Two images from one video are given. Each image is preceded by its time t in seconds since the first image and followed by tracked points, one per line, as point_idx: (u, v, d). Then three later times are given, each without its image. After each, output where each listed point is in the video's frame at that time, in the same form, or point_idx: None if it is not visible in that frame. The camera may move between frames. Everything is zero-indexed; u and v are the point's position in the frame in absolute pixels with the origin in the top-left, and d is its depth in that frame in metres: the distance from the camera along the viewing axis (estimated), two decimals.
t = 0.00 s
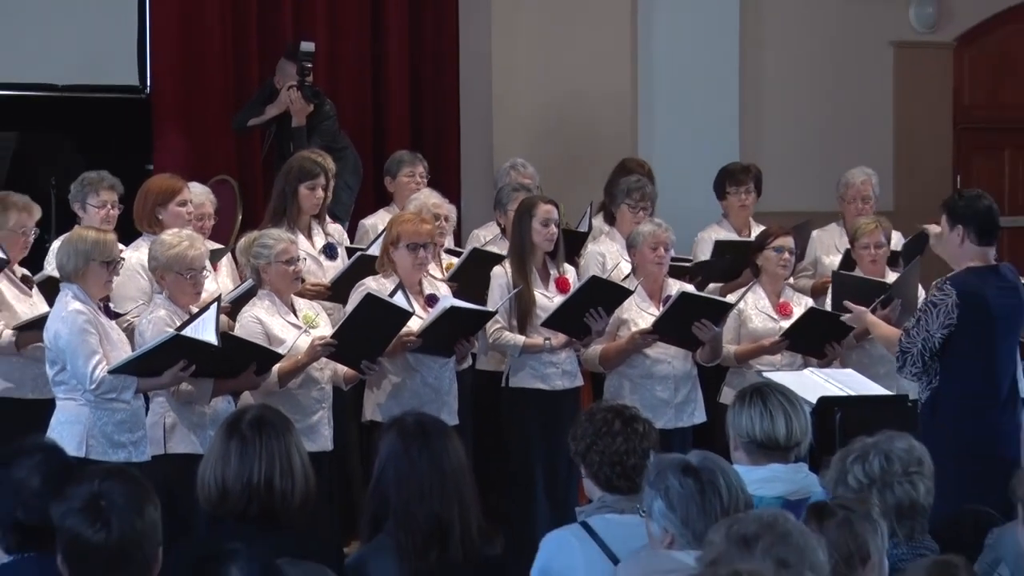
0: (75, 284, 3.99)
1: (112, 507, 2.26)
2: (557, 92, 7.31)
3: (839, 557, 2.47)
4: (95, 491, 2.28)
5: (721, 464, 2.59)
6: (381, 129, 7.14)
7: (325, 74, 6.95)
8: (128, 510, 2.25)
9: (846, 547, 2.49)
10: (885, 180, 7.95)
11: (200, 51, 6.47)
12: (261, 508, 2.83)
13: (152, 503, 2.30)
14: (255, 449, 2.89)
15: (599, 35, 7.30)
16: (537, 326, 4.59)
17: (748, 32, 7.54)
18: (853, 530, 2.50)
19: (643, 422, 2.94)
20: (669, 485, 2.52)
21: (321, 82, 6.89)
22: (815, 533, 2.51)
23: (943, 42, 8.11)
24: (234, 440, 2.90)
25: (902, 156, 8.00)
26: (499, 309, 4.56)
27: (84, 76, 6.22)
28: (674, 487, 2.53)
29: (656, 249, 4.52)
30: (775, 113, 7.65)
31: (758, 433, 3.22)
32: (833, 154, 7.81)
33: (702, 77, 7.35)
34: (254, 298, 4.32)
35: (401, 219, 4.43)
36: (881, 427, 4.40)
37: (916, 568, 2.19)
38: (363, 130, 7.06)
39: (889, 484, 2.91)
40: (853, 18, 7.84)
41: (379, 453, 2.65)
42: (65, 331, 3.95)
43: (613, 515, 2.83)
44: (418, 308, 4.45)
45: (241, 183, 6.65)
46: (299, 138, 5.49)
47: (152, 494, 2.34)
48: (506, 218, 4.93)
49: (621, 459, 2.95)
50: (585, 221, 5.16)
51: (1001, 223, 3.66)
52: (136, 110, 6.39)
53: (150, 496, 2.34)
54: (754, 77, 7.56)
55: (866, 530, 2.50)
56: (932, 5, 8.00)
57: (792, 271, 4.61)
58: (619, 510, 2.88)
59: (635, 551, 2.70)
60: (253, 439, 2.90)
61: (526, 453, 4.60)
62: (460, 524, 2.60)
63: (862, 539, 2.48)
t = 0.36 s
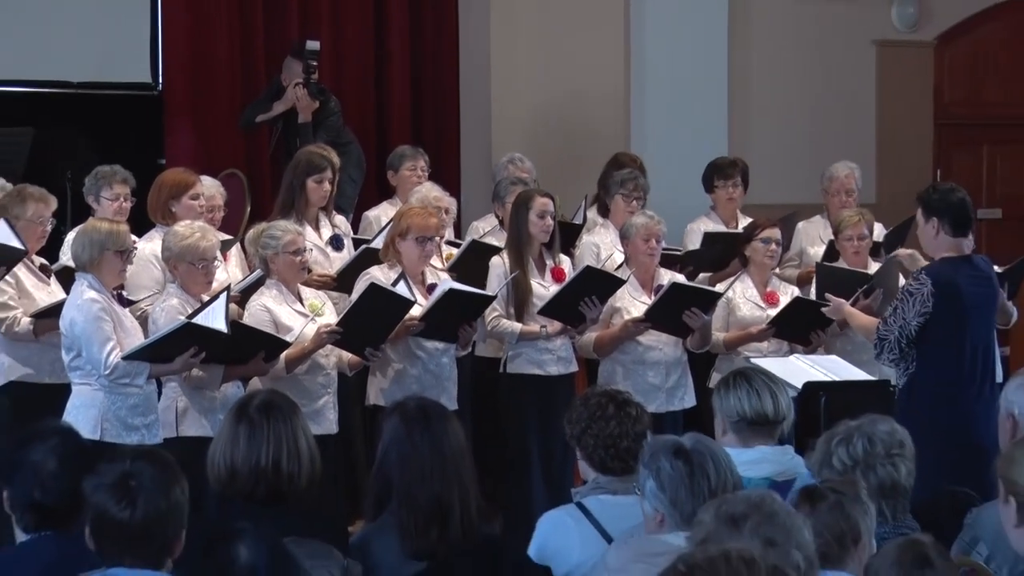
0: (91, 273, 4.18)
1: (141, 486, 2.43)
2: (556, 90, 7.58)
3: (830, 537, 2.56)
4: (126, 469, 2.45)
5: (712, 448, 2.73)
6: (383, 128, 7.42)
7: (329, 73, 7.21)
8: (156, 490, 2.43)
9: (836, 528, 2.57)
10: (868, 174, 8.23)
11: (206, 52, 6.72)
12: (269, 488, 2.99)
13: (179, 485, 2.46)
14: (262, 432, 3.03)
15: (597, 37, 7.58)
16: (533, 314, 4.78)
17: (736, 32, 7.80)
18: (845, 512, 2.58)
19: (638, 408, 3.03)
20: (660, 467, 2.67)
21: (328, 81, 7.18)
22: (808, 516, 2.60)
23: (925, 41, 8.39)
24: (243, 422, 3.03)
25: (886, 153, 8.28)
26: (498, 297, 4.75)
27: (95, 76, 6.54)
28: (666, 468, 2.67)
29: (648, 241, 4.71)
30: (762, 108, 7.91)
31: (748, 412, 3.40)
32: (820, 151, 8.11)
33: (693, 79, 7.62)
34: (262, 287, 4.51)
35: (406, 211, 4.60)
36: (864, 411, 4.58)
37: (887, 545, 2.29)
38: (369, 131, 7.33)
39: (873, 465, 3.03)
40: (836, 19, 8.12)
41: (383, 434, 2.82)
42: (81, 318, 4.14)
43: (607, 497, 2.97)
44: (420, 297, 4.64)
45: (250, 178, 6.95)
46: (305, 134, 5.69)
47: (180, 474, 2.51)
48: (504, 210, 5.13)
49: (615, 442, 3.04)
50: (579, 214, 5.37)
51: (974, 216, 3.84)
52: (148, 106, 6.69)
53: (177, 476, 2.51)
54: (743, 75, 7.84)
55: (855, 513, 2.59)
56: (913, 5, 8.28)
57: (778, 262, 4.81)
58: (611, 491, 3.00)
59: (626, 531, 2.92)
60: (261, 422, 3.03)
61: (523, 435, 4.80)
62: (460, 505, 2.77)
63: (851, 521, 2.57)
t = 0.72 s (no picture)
0: (109, 269, 4.38)
1: (161, 474, 2.53)
2: (552, 91, 7.96)
3: (823, 523, 2.66)
4: (147, 457, 2.56)
5: (708, 436, 2.84)
6: (387, 126, 7.78)
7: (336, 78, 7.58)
8: (175, 478, 2.54)
9: (829, 514, 2.68)
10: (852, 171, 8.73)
11: (219, 51, 7.11)
12: (277, 475, 3.05)
13: (198, 473, 2.57)
14: (272, 422, 3.09)
15: (592, 39, 7.85)
16: (532, 308, 4.98)
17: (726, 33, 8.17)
18: (835, 499, 2.69)
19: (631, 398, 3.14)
20: (658, 452, 2.78)
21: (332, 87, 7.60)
22: (801, 502, 2.70)
23: (907, 45, 8.93)
24: (253, 413, 3.10)
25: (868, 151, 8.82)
26: (498, 292, 4.94)
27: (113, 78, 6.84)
28: (663, 453, 2.78)
29: (643, 238, 4.90)
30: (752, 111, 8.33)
31: (738, 397, 3.52)
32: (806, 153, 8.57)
33: (682, 80, 7.87)
34: (272, 282, 4.70)
35: (409, 209, 4.80)
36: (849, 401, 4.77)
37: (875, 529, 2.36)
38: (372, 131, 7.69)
39: (858, 453, 3.16)
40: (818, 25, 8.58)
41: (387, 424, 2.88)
42: (98, 312, 4.33)
43: (603, 483, 3.12)
44: (423, 291, 4.83)
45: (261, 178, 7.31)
46: (312, 134, 5.88)
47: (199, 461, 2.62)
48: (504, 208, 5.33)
49: (610, 431, 3.17)
50: (576, 211, 5.58)
51: (950, 214, 4.02)
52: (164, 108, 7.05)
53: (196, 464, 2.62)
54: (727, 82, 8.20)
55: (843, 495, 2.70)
56: (897, 11, 8.82)
57: (767, 258, 5.00)
58: (607, 478, 3.14)
59: (621, 515, 3.02)
60: (271, 412, 3.10)
61: (520, 423, 5.02)
62: (461, 490, 2.80)
63: (843, 509, 2.68)
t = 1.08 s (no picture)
0: (125, 264, 4.58)
1: (176, 463, 2.58)
2: (549, 92, 8.21)
3: (819, 517, 2.72)
4: (162, 447, 2.60)
5: (701, 425, 2.89)
6: (394, 127, 8.01)
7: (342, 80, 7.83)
8: (187, 467, 2.58)
9: (825, 508, 2.73)
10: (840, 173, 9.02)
11: (230, 56, 7.43)
12: (286, 463, 3.16)
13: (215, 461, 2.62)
14: (281, 411, 3.20)
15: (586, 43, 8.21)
16: (532, 302, 5.18)
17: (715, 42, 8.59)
18: (829, 493, 2.74)
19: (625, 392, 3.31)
20: (654, 441, 2.83)
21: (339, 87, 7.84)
22: (797, 499, 2.75)
23: (892, 50, 9.20)
24: (263, 403, 3.23)
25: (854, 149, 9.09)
26: (498, 287, 5.14)
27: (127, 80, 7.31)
28: (659, 442, 2.83)
29: (638, 236, 5.09)
30: (743, 109, 8.72)
31: (733, 388, 3.62)
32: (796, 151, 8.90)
33: (671, 85, 8.29)
34: (281, 277, 4.90)
35: (411, 207, 5.00)
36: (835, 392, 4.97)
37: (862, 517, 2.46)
38: (377, 128, 7.92)
39: (845, 443, 3.22)
40: (806, 29, 8.89)
41: (393, 415, 3.09)
42: (115, 306, 4.53)
43: (600, 470, 3.27)
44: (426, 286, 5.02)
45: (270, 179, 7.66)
46: (320, 135, 6.07)
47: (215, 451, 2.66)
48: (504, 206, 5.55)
49: (607, 421, 3.33)
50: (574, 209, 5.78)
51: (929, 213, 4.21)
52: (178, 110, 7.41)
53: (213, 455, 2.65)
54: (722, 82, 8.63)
55: (836, 488, 2.77)
56: (882, 16, 9.09)
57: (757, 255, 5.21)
58: (604, 466, 3.29)
59: (618, 501, 3.17)
60: (280, 403, 3.23)
61: (521, 413, 5.23)
62: (463, 476, 3.06)
63: (837, 506, 2.73)
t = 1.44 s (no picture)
0: (140, 260, 4.78)
1: (191, 451, 2.53)
2: (546, 99, 8.73)
3: (809, 502, 2.82)
4: (179, 434, 2.55)
5: (685, 415, 3.03)
6: (398, 128, 8.42)
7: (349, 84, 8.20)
8: (204, 454, 2.52)
9: (815, 494, 2.82)
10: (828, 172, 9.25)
11: (244, 61, 7.83)
12: (295, 452, 3.25)
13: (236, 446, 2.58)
14: (290, 400, 3.29)
15: (581, 50, 8.61)
16: (532, 297, 5.38)
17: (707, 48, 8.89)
18: (817, 478, 2.84)
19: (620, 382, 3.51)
20: (637, 433, 2.98)
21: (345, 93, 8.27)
22: (787, 484, 2.85)
23: (878, 54, 9.40)
24: (272, 394, 3.32)
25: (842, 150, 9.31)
26: (499, 283, 5.35)
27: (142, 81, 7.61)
28: (643, 434, 2.98)
29: (634, 233, 5.29)
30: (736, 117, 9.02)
31: (724, 379, 3.78)
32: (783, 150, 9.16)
33: (670, 82, 8.43)
34: (290, 272, 5.11)
35: (413, 203, 5.21)
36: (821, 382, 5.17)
37: (854, 504, 2.49)
38: (382, 130, 8.29)
39: (834, 432, 3.36)
40: (796, 36, 9.16)
41: (402, 406, 3.26)
42: (131, 299, 4.73)
43: (597, 458, 3.42)
44: (429, 281, 5.22)
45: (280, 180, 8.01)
46: (327, 136, 6.31)
47: (233, 437, 2.59)
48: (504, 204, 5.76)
49: (603, 411, 3.49)
50: (571, 207, 6.01)
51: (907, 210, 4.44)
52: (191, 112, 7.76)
53: (231, 441, 2.58)
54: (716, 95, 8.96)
55: (820, 472, 2.86)
56: (870, 22, 9.31)
57: (748, 251, 5.43)
58: (600, 454, 3.44)
59: (613, 489, 3.33)
60: (290, 394, 3.31)
61: (520, 402, 5.45)
62: (467, 466, 3.22)
63: (826, 490, 2.82)
